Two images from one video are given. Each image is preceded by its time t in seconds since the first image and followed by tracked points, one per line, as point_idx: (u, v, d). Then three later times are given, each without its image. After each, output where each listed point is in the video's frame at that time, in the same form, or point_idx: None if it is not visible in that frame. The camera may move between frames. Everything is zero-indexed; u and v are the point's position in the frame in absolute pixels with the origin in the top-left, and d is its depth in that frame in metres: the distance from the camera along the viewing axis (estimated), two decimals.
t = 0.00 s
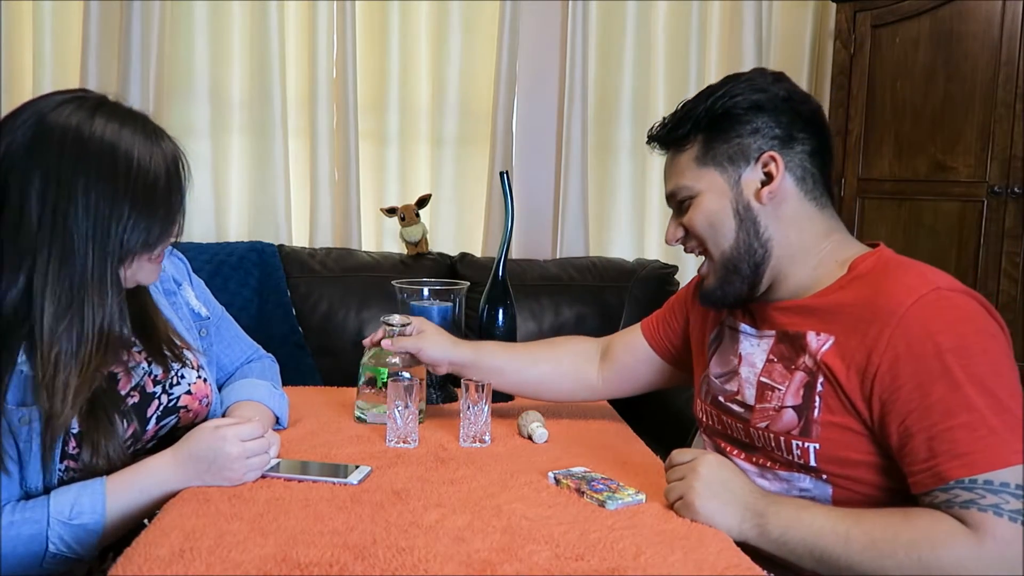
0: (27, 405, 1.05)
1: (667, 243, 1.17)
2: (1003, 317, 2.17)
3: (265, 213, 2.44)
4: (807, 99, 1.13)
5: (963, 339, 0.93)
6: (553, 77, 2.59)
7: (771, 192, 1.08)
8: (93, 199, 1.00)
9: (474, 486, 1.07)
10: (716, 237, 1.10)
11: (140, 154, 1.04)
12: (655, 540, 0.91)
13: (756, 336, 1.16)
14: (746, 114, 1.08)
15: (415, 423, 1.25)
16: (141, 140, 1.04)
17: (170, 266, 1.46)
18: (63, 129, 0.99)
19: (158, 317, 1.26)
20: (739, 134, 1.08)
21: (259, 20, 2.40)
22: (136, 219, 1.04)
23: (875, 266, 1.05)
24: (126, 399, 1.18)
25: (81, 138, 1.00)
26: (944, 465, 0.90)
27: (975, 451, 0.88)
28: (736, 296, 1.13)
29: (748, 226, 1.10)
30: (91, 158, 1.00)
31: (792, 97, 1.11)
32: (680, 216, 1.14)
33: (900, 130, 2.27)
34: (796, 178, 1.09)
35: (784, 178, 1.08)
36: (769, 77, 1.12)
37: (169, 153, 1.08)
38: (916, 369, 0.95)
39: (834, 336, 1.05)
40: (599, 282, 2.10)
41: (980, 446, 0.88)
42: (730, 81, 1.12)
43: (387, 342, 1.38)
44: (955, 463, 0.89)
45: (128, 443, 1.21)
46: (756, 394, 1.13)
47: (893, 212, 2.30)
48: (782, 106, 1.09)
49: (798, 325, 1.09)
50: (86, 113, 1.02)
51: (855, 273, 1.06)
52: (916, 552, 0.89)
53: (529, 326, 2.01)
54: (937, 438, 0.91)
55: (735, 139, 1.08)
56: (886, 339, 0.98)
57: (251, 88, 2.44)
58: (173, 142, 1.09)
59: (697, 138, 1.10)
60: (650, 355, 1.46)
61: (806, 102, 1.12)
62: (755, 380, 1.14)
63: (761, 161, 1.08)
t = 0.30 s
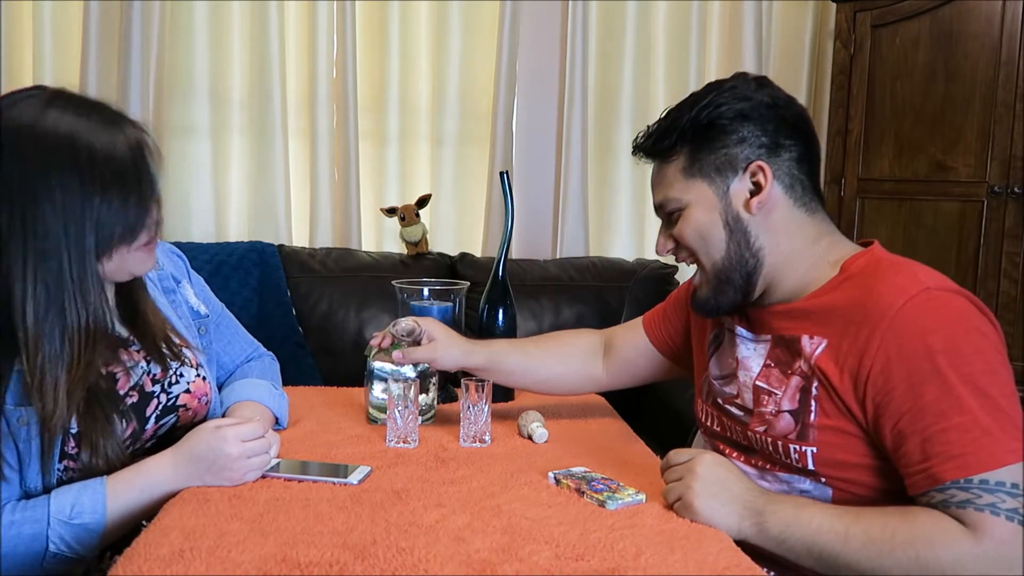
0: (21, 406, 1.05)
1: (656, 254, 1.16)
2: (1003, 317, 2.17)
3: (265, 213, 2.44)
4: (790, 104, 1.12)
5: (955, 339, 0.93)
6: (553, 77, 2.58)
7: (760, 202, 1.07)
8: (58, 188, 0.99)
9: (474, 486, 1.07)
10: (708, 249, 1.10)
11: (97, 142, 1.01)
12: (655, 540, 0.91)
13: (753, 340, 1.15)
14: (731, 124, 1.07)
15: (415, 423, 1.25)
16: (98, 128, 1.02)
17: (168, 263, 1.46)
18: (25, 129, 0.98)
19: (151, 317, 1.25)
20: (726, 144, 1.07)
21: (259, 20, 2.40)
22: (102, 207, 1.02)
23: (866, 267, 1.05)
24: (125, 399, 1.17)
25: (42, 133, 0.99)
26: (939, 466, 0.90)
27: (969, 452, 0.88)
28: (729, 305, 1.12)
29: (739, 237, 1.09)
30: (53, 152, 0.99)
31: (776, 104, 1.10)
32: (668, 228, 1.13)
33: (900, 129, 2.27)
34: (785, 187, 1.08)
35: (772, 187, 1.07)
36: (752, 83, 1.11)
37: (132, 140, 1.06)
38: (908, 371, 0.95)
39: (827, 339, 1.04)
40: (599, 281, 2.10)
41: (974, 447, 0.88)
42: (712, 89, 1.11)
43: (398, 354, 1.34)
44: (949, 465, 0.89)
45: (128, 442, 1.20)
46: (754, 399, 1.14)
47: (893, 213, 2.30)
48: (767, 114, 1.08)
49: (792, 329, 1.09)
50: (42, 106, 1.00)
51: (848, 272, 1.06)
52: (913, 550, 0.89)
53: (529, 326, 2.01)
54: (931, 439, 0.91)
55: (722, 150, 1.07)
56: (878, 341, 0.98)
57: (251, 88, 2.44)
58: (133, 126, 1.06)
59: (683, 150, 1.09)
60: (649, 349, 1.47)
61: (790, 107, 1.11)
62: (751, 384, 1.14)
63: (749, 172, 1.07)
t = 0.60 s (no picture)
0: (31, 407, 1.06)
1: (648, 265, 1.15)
2: (1003, 317, 2.17)
3: (265, 213, 2.44)
4: (779, 112, 1.11)
5: (952, 341, 0.93)
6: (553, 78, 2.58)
7: (751, 216, 1.07)
8: None
9: (474, 486, 1.07)
10: (701, 262, 1.09)
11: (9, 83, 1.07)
12: (655, 539, 0.91)
13: (752, 344, 1.15)
14: (721, 138, 1.06)
15: (415, 423, 1.25)
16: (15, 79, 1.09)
17: (171, 269, 1.45)
18: None
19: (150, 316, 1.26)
20: (716, 158, 1.06)
21: (259, 21, 2.40)
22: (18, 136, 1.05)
23: (863, 270, 1.05)
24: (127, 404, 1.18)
25: None
26: (937, 469, 0.90)
27: (967, 455, 0.88)
28: (724, 315, 1.12)
29: (731, 250, 1.08)
30: None
31: (766, 115, 1.08)
32: (661, 242, 1.13)
33: (900, 129, 2.27)
34: (776, 199, 1.08)
35: (763, 201, 1.07)
36: (740, 93, 1.09)
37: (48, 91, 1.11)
38: (907, 373, 0.95)
39: (825, 342, 1.04)
40: (599, 281, 2.10)
41: (973, 449, 0.88)
42: (700, 101, 1.09)
43: (402, 365, 1.34)
44: (948, 468, 0.89)
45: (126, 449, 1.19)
46: (754, 402, 1.14)
47: (893, 213, 2.30)
48: (756, 126, 1.07)
49: (792, 333, 1.09)
50: None
51: (845, 272, 1.06)
52: (914, 551, 0.89)
53: (529, 326, 2.01)
54: (931, 442, 0.91)
55: (712, 163, 1.06)
56: (876, 344, 0.98)
57: (251, 88, 2.44)
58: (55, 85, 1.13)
59: (672, 164, 1.08)
60: (649, 346, 1.48)
61: (779, 116, 1.10)
62: (751, 388, 1.14)
63: (740, 185, 1.06)
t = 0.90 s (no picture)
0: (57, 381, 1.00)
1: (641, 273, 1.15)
2: (1003, 317, 2.17)
3: (265, 213, 2.44)
4: (773, 121, 1.09)
5: (949, 346, 0.93)
6: (553, 78, 2.59)
7: (745, 230, 1.06)
8: None
9: (474, 486, 1.06)
10: (694, 275, 1.09)
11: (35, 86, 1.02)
12: (655, 539, 0.91)
13: (752, 348, 1.15)
14: (714, 151, 1.04)
15: (415, 423, 1.25)
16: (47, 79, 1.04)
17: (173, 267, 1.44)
18: None
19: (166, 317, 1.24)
20: (709, 171, 1.04)
21: (259, 21, 2.40)
22: (32, 132, 0.99)
23: (859, 274, 1.05)
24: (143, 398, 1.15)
25: None
26: (936, 475, 0.90)
27: (965, 460, 0.88)
28: (717, 323, 1.12)
29: (725, 263, 1.08)
30: None
31: (759, 125, 1.07)
32: (655, 252, 1.12)
33: (900, 129, 2.27)
34: (770, 212, 1.07)
35: (757, 215, 1.06)
36: (733, 102, 1.07)
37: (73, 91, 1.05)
38: (904, 378, 0.95)
39: (823, 348, 1.04)
40: (599, 282, 2.10)
41: (971, 454, 0.88)
42: (691, 110, 1.07)
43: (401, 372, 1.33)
44: (947, 473, 0.89)
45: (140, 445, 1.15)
46: (754, 406, 1.14)
47: (893, 213, 2.30)
48: (750, 138, 1.06)
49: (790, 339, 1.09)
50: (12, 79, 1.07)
51: (841, 276, 1.06)
52: (913, 554, 0.89)
53: (529, 326, 2.01)
54: (930, 448, 0.91)
55: (705, 177, 1.05)
56: (872, 350, 0.98)
57: (252, 88, 2.44)
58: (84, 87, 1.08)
59: (665, 177, 1.06)
60: (649, 343, 1.49)
61: (772, 126, 1.08)
62: (750, 392, 1.14)
63: (733, 200, 1.05)
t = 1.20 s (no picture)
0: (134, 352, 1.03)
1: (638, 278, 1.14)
2: (1003, 318, 2.17)
3: (265, 213, 2.44)
4: (772, 127, 1.08)
5: (946, 347, 0.93)
6: (553, 78, 2.59)
7: (745, 238, 1.06)
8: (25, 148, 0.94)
9: (474, 487, 1.06)
10: (692, 282, 1.08)
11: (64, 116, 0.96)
12: (655, 540, 0.91)
13: (752, 350, 1.15)
14: (715, 159, 1.04)
15: (415, 423, 1.25)
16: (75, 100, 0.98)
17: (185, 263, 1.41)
18: None
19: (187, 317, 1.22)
20: (710, 179, 1.04)
21: (259, 22, 2.40)
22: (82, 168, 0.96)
23: (857, 275, 1.05)
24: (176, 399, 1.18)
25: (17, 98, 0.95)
26: (933, 477, 0.91)
27: (962, 462, 0.89)
28: (709, 323, 1.12)
29: (723, 271, 1.07)
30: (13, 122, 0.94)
31: (759, 132, 1.06)
32: (652, 258, 1.11)
33: (900, 129, 2.27)
34: (770, 219, 1.06)
35: (756, 223, 1.05)
36: (732, 107, 1.06)
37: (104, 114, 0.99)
38: (902, 380, 0.95)
39: (822, 350, 1.05)
40: (599, 282, 2.10)
41: (968, 456, 0.88)
42: (691, 116, 1.06)
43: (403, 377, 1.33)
44: (944, 475, 0.90)
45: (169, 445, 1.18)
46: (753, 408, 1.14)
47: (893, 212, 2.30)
48: (749, 145, 1.05)
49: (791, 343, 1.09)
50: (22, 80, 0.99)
51: (840, 278, 1.06)
52: (912, 554, 0.89)
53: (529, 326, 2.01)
54: (927, 450, 0.92)
55: (705, 185, 1.04)
56: (870, 352, 0.98)
57: (251, 88, 2.44)
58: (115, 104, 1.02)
59: (665, 185, 1.05)
60: (649, 338, 1.49)
61: (771, 132, 1.07)
62: (749, 394, 1.14)
63: (733, 208, 1.05)
